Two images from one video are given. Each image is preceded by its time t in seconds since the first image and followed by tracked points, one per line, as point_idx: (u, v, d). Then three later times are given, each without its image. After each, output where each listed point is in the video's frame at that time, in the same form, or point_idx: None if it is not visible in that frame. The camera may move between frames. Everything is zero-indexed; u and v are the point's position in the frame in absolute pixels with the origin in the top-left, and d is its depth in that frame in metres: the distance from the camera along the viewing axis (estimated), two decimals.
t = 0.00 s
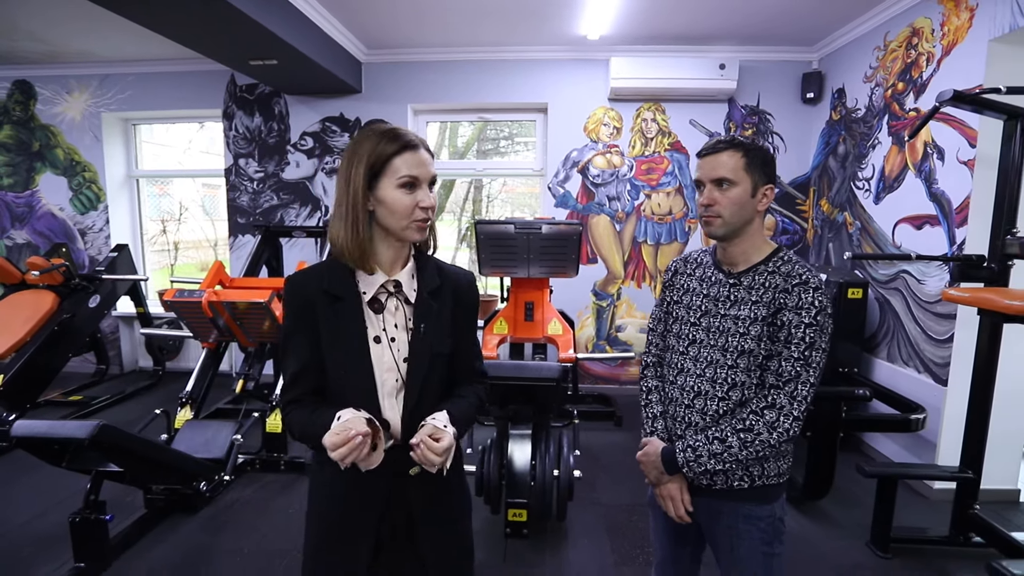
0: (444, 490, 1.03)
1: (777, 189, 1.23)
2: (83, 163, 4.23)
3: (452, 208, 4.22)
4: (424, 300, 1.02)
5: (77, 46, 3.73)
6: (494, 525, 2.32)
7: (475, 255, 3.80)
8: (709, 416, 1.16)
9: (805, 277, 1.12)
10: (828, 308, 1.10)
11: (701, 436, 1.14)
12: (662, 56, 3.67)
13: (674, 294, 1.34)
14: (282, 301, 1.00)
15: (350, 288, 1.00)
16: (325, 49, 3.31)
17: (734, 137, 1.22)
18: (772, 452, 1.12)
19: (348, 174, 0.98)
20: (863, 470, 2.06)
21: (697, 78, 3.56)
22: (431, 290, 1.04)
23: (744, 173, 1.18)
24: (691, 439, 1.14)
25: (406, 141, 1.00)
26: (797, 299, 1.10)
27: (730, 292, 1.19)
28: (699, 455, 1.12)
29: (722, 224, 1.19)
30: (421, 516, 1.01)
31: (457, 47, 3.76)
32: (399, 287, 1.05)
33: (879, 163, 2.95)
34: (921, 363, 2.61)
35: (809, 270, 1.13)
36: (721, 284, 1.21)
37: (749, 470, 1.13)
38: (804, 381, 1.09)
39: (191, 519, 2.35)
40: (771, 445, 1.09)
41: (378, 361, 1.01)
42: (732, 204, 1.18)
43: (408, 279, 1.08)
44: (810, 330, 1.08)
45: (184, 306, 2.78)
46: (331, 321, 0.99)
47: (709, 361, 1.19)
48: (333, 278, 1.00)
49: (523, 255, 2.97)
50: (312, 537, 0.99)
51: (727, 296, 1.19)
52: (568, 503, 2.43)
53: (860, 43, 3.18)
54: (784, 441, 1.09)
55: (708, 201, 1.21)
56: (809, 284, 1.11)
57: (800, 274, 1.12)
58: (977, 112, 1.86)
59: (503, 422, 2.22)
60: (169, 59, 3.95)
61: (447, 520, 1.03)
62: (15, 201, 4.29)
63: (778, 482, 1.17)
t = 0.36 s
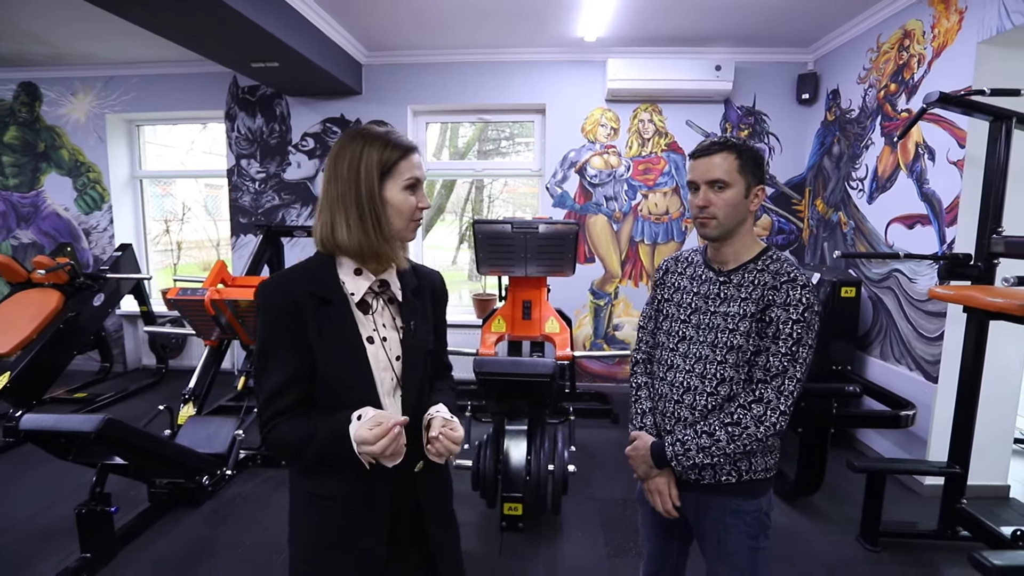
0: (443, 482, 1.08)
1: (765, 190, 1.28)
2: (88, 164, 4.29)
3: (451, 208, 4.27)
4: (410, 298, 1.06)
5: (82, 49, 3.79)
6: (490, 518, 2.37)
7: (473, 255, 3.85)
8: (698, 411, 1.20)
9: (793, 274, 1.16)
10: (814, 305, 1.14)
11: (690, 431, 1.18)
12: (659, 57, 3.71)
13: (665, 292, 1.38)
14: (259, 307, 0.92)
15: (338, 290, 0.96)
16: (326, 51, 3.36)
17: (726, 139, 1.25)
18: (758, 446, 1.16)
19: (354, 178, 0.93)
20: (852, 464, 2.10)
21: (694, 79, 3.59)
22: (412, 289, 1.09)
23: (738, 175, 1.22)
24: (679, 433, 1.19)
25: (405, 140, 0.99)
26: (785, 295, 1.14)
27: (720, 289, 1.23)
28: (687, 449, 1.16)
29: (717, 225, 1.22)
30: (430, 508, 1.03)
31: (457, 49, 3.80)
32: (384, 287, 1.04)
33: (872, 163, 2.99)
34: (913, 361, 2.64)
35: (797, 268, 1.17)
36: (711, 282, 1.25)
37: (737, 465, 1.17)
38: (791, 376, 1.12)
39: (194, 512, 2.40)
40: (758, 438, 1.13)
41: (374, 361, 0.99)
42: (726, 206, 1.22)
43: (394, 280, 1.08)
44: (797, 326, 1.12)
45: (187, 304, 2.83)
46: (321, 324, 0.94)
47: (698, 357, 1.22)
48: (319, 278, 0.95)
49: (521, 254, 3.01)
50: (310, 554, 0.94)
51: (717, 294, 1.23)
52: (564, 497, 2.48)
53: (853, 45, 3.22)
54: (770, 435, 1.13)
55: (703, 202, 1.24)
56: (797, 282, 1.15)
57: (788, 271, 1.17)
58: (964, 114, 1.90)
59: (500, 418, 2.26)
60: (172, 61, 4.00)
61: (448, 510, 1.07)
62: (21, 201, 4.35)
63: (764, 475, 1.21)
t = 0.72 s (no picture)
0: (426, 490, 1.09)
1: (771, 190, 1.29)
2: (98, 166, 4.37)
3: (454, 208, 4.33)
4: (389, 302, 1.08)
5: (92, 53, 3.87)
6: (490, 512, 2.42)
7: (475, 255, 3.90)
8: (709, 415, 1.20)
9: (803, 275, 1.14)
10: (827, 306, 1.12)
11: (700, 436, 1.18)
12: (658, 60, 3.75)
13: (678, 296, 1.40)
14: (229, 316, 0.91)
15: (315, 295, 0.97)
16: (331, 54, 3.43)
17: (743, 140, 1.21)
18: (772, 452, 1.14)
19: (323, 177, 0.94)
20: (845, 460, 2.14)
21: (693, 80, 3.63)
22: (391, 292, 1.11)
23: (762, 180, 1.20)
24: (690, 438, 1.19)
25: (378, 142, 1.00)
26: (795, 297, 1.12)
27: (730, 292, 1.23)
28: (697, 454, 1.16)
29: (747, 232, 1.19)
30: (407, 516, 1.05)
31: (459, 52, 3.86)
32: (362, 291, 1.06)
33: (869, 164, 3.02)
34: (908, 360, 2.67)
35: (807, 268, 1.15)
36: (722, 285, 1.26)
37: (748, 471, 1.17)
38: (803, 380, 1.11)
39: (202, 504, 2.46)
40: (769, 444, 1.12)
41: (354, 367, 1.01)
42: (753, 212, 1.19)
43: (372, 282, 1.09)
44: (808, 328, 1.10)
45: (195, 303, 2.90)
46: (298, 330, 0.94)
47: (708, 361, 1.23)
48: (294, 285, 0.95)
49: (521, 254, 3.06)
50: (290, 566, 0.94)
51: (727, 297, 1.24)
52: (562, 492, 2.53)
53: (850, 47, 3.25)
54: (782, 441, 1.11)
55: (733, 209, 1.19)
56: (808, 283, 1.13)
57: (799, 272, 1.15)
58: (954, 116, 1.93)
59: (498, 414, 2.31)
60: (180, 64, 4.08)
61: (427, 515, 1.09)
62: (32, 202, 4.45)
63: (778, 481, 1.20)
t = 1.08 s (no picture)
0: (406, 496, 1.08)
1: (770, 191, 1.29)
2: (105, 166, 4.44)
3: (456, 208, 4.38)
4: (365, 303, 1.06)
5: (99, 55, 3.94)
6: (488, 506, 2.47)
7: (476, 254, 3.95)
8: (703, 415, 1.20)
9: (799, 278, 1.15)
10: (821, 309, 1.13)
11: (695, 436, 1.18)
12: (657, 61, 3.79)
13: (668, 292, 1.38)
14: (196, 319, 0.90)
15: (286, 298, 0.96)
16: (334, 56, 3.49)
17: (747, 140, 1.21)
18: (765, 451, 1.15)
19: (290, 175, 0.93)
20: (836, 455, 2.18)
21: (691, 81, 3.67)
22: (368, 293, 1.08)
23: (763, 180, 1.20)
24: (685, 438, 1.19)
25: (349, 137, 0.99)
26: (791, 300, 1.13)
27: (724, 291, 1.23)
28: (693, 454, 1.16)
29: (745, 231, 1.19)
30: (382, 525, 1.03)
31: (460, 53, 3.90)
32: (336, 293, 1.05)
33: (864, 164, 3.05)
34: (902, 358, 2.70)
35: (802, 271, 1.17)
36: (715, 283, 1.25)
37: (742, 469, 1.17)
38: (797, 383, 1.12)
39: (207, 497, 2.51)
40: (764, 445, 1.13)
41: (325, 372, 0.99)
42: (753, 211, 1.19)
43: (346, 283, 1.08)
44: (803, 331, 1.11)
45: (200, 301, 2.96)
46: (266, 333, 0.93)
47: (703, 360, 1.23)
48: (264, 287, 0.95)
49: (520, 253, 3.10)
50: None
51: (721, 296, 1.23)
52: (559, 486, 2.58)
53: (846, 48, 3.28)
54: (777, 441, 1.13)
55: (733, 208, 1.18)
56: (802, 286, 1.14)
57: (794, 275, 1.16)
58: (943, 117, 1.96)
59: (496, 410, 2.35)
60: (186, 66, 4.14)
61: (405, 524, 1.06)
62: (41, 202, 4.52)
63: (769, 478, 1.21)
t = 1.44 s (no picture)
0: (398, 494, 1.08)
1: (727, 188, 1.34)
2: (110, 166, 4.50)
3: (458, 208, 4.42)
4: (356, 303, 1.07)
5: (105, 57, 3.99)
6: (487, 501, 2.51)
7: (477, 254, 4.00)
8: (679, 410, 1.22)
9: (761, 271, 1.22)
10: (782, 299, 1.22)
11: (675, 431, 1.20)
12: (656, 62, 3.83)
13: (629, 292, 1.35)
14: (188, 319, 0.90)
15: (276, 298, 0.96)
16: (336, 58, 3.55)
17: (703, 140, 1.25)
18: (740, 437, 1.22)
19: (276, 175, 0.93)
20: (829, 451, 2.22)
21: (689, 83, 3.71)
22: (358, 293, 1.09)
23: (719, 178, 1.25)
24: (665, 434, 1.20)
25: (336, 135, 0.99)
26: (758, 292, 1.20)
27: (690, 287, 1.25)
28: (675, 449, 1.18)
29: (704, 228, 1.24)
30: (370, 527, 1.02)
31: (461, 55, 3.95)
32: (327, 293, 1.05)
33: (860, 165, 3.09)
34: (896, 356, 2.74)
35: (761, 263, 1.24)
36: (680, 281, 1.27)
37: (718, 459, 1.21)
38: (766, 369, 1.19)
39: (213, 491, 2.56)
40: (739, 431, 1.19)
41: (316, 372, 1.00)
42: (711, 208, 1.24)
43: (336, 284, 1.08)
44: (771, 320, 1.18)
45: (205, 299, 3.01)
46: (257, 333, 0.93)
47: (674, 357, 1.24)
48: (253, 287, 0.95)
49: (520, 252, 3.15)
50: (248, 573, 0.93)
51: (687, 292, 1.25)
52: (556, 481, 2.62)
53: (843, 50, 3.32)
54: (751, 426, 1.19)
55: (691, 205, 1.23)
56: (765, 278, 1.21)
57: (756, 269, 1.22)
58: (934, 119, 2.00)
59: (495, 406, 2.40)
60: (190, 68, 4.20)
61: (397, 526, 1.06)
62: (47, 201, 4.58)
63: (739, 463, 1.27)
